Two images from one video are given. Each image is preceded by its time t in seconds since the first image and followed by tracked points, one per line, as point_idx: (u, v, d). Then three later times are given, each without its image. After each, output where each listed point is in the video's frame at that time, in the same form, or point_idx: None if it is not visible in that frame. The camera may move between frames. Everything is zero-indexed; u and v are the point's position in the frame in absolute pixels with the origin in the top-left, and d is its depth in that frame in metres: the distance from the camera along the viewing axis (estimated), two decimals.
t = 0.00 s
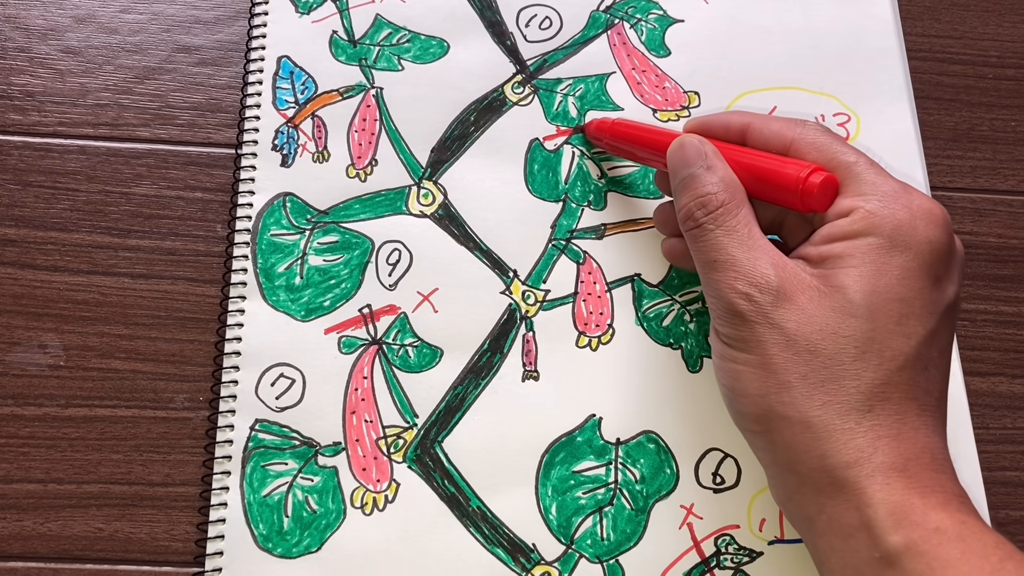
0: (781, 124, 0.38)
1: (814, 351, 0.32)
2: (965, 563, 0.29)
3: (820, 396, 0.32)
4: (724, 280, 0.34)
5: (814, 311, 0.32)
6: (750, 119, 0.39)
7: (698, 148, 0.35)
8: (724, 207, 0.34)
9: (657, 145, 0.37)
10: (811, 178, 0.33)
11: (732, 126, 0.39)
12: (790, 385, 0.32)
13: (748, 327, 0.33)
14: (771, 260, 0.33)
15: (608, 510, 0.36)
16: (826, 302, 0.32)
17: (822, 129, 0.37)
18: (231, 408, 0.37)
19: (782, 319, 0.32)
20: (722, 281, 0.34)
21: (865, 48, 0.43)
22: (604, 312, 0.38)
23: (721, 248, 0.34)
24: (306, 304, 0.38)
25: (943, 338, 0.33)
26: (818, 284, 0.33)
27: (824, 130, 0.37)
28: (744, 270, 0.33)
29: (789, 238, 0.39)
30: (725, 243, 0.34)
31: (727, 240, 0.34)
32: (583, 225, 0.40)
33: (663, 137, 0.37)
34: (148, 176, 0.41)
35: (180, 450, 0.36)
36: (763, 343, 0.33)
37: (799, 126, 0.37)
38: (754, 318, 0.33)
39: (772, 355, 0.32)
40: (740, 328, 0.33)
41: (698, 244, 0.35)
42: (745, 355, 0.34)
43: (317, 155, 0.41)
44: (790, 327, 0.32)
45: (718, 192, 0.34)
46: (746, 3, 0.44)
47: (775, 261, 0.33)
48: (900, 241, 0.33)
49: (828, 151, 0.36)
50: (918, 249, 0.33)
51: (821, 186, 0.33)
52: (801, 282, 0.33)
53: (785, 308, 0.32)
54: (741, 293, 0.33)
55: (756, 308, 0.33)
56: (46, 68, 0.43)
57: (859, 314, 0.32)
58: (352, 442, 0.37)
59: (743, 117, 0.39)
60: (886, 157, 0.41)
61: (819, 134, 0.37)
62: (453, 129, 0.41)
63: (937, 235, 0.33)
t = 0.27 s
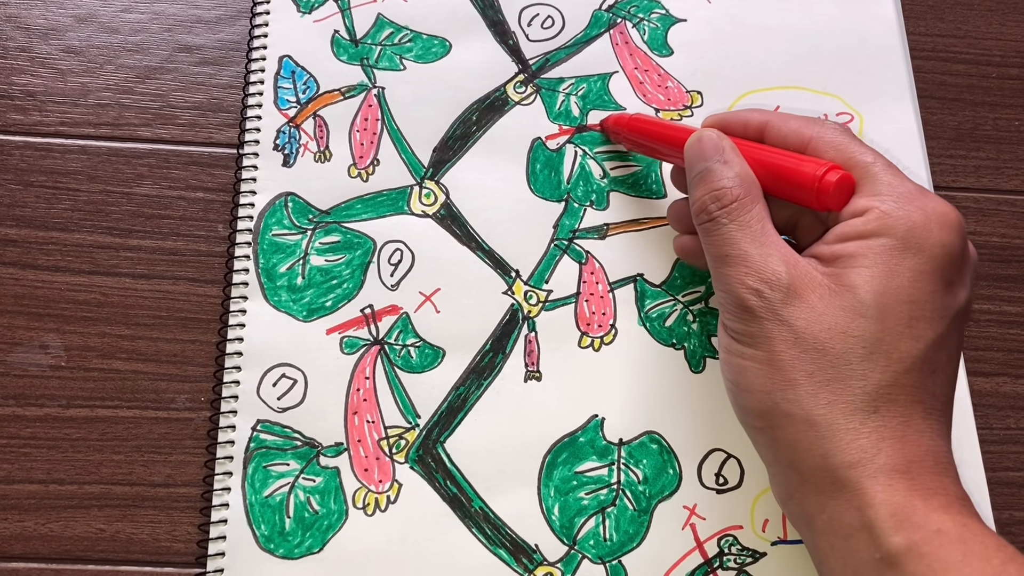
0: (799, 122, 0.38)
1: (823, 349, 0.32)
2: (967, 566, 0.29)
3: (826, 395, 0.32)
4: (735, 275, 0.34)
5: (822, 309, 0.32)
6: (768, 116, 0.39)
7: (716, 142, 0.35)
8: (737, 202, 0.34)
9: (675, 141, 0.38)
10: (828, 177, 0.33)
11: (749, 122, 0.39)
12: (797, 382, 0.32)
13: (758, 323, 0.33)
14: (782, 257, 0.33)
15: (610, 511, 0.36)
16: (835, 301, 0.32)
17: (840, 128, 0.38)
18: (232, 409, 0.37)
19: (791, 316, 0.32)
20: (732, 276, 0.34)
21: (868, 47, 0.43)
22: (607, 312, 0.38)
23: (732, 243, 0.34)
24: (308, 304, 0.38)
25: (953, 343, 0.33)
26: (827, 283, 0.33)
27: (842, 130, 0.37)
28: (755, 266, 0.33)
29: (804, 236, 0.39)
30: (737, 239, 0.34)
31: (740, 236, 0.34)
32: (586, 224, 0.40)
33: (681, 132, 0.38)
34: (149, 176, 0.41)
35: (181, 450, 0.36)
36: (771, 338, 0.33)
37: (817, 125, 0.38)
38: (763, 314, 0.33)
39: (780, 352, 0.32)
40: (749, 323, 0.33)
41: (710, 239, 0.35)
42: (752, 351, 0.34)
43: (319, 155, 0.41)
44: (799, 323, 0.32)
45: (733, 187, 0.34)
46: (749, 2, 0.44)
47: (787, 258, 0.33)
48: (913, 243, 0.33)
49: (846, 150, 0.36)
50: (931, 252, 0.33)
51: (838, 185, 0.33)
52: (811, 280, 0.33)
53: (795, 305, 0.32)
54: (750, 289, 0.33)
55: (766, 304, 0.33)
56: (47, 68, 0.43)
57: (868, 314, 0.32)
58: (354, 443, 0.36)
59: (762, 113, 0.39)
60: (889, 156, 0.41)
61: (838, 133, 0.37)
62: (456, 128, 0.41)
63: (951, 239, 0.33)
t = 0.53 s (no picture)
0: (808, 122, 0.38)
1: (827, 349, 0.32)
2: (968, 566, 0.29)
3: (829, 395, 0.32)
4: (740, 273, 0.34)
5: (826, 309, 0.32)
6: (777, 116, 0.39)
7: (725, 141, 0.35)
8: (745, 201, 0.34)
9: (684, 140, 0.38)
10: (835, 176, 0.33)
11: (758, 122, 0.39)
12: (802, 382, 0.32)
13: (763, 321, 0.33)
14: (788, 256, 0.33)
15: (612, 511, 0.36)
16: (839, 301, 0.32)
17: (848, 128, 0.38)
18: (234, 409, 0.37)
19: (796, 315, 0.33)
20: (738, 274, 0.34)
21: (869, 47, 0.43)
22: (608, 312, 0.38)
23: (739, 242, 0.34)
24: (310, 305, 0.38)
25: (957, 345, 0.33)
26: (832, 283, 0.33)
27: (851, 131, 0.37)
28: (761, 265, 0.33)
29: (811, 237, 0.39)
30: (744, 237, 0.34)
31: (747, 234, 0.34)
32: (587, 225, 0.40)
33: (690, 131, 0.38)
34: (151, 177, 0.41)
35: (184, 451, 0.36)
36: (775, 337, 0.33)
37: (826, 126, 0.38)
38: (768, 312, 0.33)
39: (784, 351, 0.33)
40: (755, 321, 0.34)
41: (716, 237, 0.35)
42: (756, 350, 0.34)
43: (321, 156, 0.41)
44: (804, 322, 0.32)
45: (740, 186, 0.34)
46: (750, 3, 0.44)
47: (792, 257, 0.33)
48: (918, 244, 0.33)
49: (854, 151, 0.36)
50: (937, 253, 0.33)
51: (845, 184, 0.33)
52: (816, 279, 0.33)
53: (800, 304, 0.33)
54: (756, 288, 0.33)
55: (771, 303, 0.33)
56: (49, 69, 0.43)
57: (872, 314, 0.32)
58: (357, 443, 0.36)
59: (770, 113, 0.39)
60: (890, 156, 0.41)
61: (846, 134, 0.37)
62: (457, 129, 0.41)
63: (957, 241, 0.33)
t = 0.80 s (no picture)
0: (809, 121, 0.38)
1: (828, 346, 0.32)
2: (968, 562, 0.29)
3: (829, 391, 0.32)
4: (740, 271, 0.34)
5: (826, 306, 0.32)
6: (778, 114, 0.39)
7: (726, 138, 0.35)
8: (745, 198, 0.34)
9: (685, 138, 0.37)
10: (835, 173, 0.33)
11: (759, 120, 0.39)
12: (802, 379, 0.32)
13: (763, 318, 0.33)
14: (788, 254, 0.33)
15: (613, 509, 0.36)
16: (839, 298, 0.32)
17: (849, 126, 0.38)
18: (235, 408, 0.37)
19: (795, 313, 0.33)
20: (738, 272, 0.34)
21: (869, 46, 0.43)
22: (609, 311, 0.38)
23: (739, 239, 0.34)
24: (311, 304, 0.38)
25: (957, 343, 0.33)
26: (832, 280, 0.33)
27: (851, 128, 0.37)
28: (761, 262, 0.33)
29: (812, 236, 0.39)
30: (744, 234, 0.34)
31: (747, 231, 0.34)
32: (587, 224, 0.40)
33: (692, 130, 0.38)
34: (152, 176, 0.41)
35: (185, 450, 0.36)
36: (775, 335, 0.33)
37: (827, 124, 0.38)
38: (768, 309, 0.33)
39: (784, 348, 0.33)
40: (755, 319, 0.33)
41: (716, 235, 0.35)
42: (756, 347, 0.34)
43: (321, 155, 0.41)
44: (804, 319, 0.32)
45: (739, 184, 0.34)
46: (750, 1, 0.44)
47: (792, 254, 0.33)
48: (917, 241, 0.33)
49: (855, 150, 0.36)
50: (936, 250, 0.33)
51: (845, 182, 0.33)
52: (816, 276, 0.33)
53: (800, 302, 0.33)
54: (756, 285, 0.33)
55: (771, 300, 0.33)
56: (50, 68, 0.43)
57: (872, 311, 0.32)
58: (357, 442, 0.37)
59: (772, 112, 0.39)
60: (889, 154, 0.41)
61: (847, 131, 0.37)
62: (457, 128, 0.41)
63: (957, 238, 0.33)
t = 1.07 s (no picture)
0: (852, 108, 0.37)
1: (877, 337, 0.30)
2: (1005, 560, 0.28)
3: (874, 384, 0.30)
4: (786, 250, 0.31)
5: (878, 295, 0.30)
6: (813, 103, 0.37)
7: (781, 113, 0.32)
8: (802, 173, 0.31)
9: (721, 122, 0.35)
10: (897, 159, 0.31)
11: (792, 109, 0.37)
12: (848, 368, 0.30)
13: (812, 303, 0.31)
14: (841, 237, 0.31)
15: (612, 510, 0.35)
16: (891, 287, 0.31)
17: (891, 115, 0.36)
18: (232, 409, 0.37)
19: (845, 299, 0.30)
20: (786, 250, 0.31)
21: (869, 44, 0.43)
22: (607, 310, 0.38)
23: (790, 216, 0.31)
24: (308, 304, 0.38)
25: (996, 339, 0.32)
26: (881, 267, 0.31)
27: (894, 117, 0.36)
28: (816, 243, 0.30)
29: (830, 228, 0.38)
30: (800, 216, 0.30)
31: (803, 208, 0.31)
32: (586, 223, 0.40)
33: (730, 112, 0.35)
34: (148, 175, 0.40)
35: (181, 451, 0.36)
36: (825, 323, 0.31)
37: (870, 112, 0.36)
38: (818, 294, 0.31)
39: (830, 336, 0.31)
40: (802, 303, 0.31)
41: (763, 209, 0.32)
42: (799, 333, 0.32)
43: (318, 154, 0.41)
44: (856, 310, 0.30)
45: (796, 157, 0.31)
46: None
47: (846, 241, 0.31)
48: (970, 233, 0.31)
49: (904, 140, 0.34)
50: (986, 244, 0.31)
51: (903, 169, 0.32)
52: (867, 266, 0.31)
53: (852, 287, 0.30)
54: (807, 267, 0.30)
55: (823, 284, 0.30)
56: (45, 67, 0.42)
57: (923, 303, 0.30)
58: (355, 443, 0.36)
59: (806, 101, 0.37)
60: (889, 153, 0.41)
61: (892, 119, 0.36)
62: (455, 126, 0.41)
63: (1006, 235, 0.32)
